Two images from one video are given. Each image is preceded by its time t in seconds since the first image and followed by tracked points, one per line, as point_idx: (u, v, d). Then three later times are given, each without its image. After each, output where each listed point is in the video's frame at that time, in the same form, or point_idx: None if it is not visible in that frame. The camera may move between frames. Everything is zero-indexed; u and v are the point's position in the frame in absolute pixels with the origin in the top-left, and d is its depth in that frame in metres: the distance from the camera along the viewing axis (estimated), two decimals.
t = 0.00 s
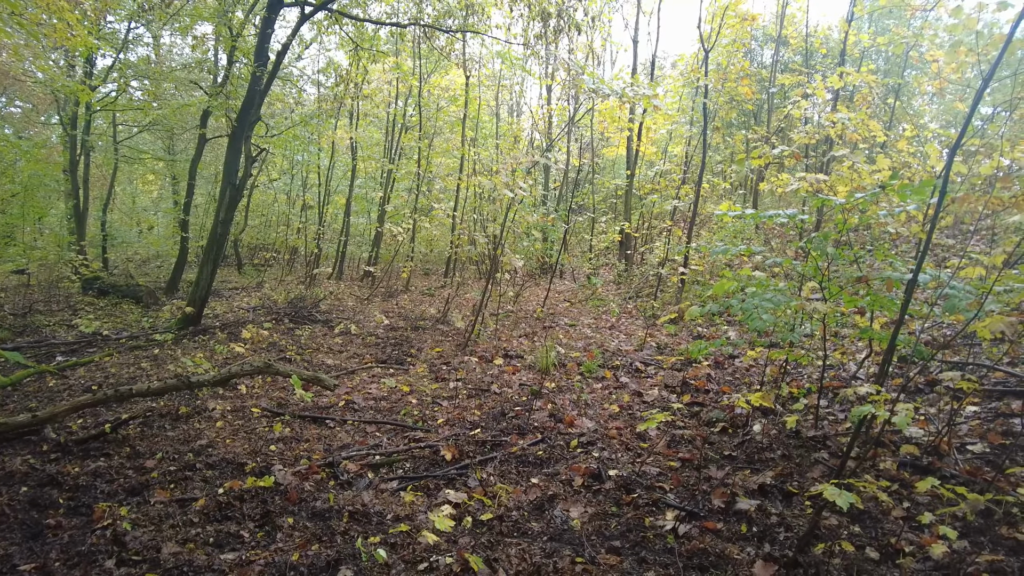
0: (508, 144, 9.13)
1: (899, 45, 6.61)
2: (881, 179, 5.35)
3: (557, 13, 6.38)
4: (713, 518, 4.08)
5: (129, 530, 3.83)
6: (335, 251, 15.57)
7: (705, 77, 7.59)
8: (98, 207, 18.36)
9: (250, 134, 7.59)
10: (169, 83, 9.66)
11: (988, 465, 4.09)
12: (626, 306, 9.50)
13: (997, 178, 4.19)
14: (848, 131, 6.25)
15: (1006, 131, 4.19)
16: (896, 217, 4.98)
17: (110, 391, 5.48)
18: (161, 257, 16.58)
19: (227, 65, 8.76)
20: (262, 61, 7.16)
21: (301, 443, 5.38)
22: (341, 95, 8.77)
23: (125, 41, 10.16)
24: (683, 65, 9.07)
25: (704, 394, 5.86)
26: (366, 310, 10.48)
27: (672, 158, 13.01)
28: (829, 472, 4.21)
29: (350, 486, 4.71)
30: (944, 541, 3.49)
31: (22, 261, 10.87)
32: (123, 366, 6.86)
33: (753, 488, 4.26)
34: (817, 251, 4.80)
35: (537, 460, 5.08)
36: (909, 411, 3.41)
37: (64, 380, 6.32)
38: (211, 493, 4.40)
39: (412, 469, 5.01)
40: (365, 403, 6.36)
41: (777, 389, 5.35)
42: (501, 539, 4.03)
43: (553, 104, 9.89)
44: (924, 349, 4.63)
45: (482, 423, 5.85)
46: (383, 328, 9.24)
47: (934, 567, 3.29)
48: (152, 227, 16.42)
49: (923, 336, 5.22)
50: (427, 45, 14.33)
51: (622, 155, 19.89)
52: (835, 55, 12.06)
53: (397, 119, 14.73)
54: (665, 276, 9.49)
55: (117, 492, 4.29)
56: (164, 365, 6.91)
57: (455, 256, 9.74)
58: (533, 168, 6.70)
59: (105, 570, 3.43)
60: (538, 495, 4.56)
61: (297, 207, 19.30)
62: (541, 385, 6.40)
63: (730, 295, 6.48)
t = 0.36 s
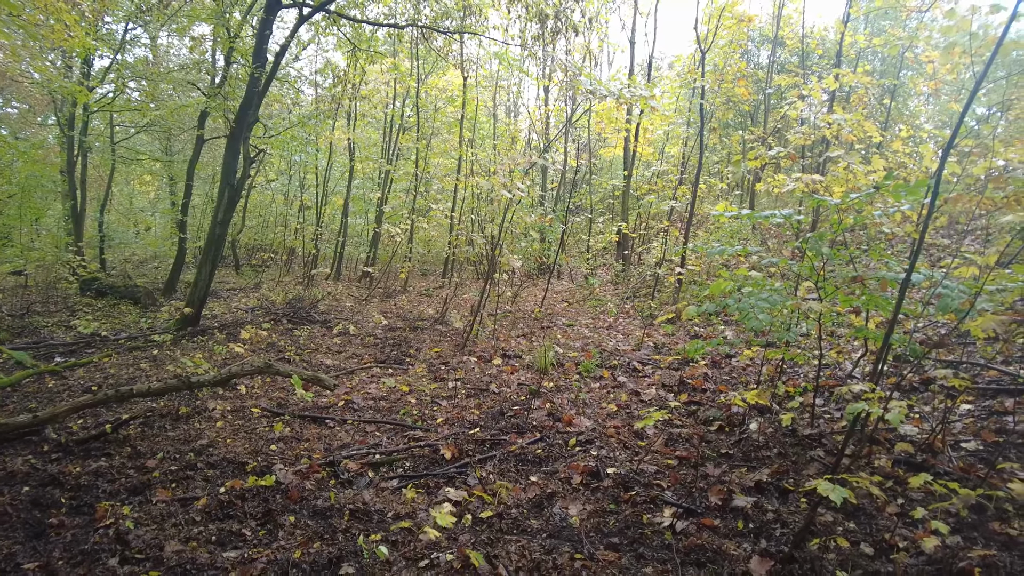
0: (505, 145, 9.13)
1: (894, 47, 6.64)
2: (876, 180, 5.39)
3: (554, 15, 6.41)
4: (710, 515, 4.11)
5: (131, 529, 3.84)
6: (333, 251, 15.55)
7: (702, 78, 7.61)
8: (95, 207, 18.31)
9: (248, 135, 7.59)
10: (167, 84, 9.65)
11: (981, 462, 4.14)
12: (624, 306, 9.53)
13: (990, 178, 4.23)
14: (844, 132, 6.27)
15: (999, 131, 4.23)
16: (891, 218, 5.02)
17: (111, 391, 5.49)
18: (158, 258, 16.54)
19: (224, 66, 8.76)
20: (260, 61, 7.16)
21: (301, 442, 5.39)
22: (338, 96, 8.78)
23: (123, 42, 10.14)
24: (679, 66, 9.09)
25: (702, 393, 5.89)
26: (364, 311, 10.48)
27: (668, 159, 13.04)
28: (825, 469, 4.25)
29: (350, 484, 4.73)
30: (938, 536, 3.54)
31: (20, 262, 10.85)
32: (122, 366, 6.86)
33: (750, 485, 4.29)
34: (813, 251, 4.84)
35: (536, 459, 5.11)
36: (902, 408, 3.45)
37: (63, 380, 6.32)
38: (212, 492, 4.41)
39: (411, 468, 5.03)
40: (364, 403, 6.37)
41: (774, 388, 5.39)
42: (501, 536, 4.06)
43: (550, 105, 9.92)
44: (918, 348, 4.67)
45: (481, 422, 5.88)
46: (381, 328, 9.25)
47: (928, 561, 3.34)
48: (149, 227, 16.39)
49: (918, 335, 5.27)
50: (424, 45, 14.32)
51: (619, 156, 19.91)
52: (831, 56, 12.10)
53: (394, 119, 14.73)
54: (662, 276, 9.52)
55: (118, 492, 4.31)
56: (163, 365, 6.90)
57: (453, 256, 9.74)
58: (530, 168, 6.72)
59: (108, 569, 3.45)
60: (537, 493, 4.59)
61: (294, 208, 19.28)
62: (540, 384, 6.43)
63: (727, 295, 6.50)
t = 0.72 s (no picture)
0: (502, 146, 9.16)
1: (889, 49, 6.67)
2: (870, 181, 5.44)
3: (551, 17, 6.45)
4: (704, 512, 4.16)
5: (130, 527, 3.87)
6: (330, 251, 15.54)
7: (698, 79, 7.65)
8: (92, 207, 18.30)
9: (246, 136, 7.61)
10: (164, 85, 9.65)
11: (971, 460, 4.21)
12: (620, 306, 9.56)
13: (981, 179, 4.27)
14: (839, 133, 6.31)
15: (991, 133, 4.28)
16: (884, 218, 5.06)
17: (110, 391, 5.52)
18: (156, 258, 16.53)
19: (222, 67, 8.77)
20: (257, 62, 7.17)
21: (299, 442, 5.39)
22: (335, 97, 8.79)
23: (120, 43, 10.14)
24: (676, 67, 9.11)
25: (697, 392, 5.92)
26: (361, 311, 10.48)
27: (665, 159, 13.06)
28: (817, 467, 4.30)
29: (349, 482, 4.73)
30: (928, 532, 3.60)
31: (17, 263, 10.85)
32: (120, 367, 6.88)
33: (744, 483, 4.33)
34: (806, 252, 4.89)
35: (532, 458, 5.14)
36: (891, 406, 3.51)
37: (62, 380, 6.34)
38: (210, 491, 4.42)
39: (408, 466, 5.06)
40: (361, 403, 6.39)
41: (768, 387, 5.43)
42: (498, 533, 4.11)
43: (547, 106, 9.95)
44: (911, 347, 4.72)
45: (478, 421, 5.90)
46: (378, 328, 9.26)
47: (917, 557, 3.40)
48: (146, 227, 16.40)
49: (910, 334, 5.33)
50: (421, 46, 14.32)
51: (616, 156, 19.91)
52: (826, 58, 12.14)
53: (391, 120, 14.73)
54: (658, 276, 9.56)
55: (117, 491, 4.35)
56: (161, 365, 6.92)
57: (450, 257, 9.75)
58: (528, 169, 6.75)
59: (108, 566, 3.47)
60: (533, 491, 4.63)
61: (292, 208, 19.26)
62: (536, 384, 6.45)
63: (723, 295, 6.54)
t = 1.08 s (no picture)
0: (496, 145, 9.15)
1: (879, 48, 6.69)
2: (860, 180, 5.47)
3: (544, 16, 6.46)
4: (696, 509, 4.19)
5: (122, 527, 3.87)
6: (324, 251, 15.49)
7: (691, 79, 7.66)
8: (84, 207, 18.19)
9: (238, 135, 7.57)
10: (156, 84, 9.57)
11: (962, 457, 4.26)
12: (614, 305, 9.56)
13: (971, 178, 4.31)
14: (829, 133, 6.36)
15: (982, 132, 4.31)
16: (875, 217, 5.10)
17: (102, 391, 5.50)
18: (148, 258, 16.43)
19: (214, 65, 8.71)
20: (250, 61, 7.13)
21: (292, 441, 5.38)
22: (329, 96, 8.77)
23: (111, 41, 10.05)
24: (668, 67, 9.11)
25: (689, 390, 5.93)
26: (354, 311, 10.45)
27: (658, 158, 13.09)
28: (808, 464, 4.34)
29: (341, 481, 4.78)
30: (919, 528, 3.65)
31: (8, 263, 10.77)
32: (111, 367, 6.84)
33: (735, 480, 4.37)
34: (797, 250, 4.93)
35: (525, 456, 5.16)
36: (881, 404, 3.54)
37: (53, 381, 6.31)
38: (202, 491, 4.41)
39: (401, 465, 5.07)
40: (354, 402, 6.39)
41: (759, 385, 5.47)
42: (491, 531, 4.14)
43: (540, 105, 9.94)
44: (902, 345, 4.76)
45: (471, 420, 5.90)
46: (371, 327, 9.24)
47: (906, 553, 3.45)
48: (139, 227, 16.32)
49: (901, 332, 5.37)
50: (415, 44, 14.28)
51: (610, 155, 19.93)
52: (819, 57, 12.18)
53: (386, 119, 14.70)
54: (651, 275, 9.58)
55: (108, 491, 4.35)
56: (153, 365, 6.89)
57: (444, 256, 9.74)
58: (521, 169, 6.74)
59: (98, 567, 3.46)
60: (526, 489, 4.65)
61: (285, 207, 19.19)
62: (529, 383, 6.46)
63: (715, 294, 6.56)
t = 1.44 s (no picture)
0: (493, 143, 9.08)
1: (879, 45, 6.63)
2: (860, 179, 5.44)
3: (541, 12, 6.39)
4: (697, 510, 4.15)
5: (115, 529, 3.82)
6: (320, 250, 15.39)
7: (689, 76, 7.60)
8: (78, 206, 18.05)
9: (233, 133, 7.49)
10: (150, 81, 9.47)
11: (963, 457, 4.23)
12: (612, 304, 9.51)
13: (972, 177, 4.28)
14: (829, 131, 6.32)
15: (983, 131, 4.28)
16: (875, 215, 5.06)
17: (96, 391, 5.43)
18: (143, 257, 16.32)
19: (209, 62, 8.63)
20: (245, 58, 7.06)
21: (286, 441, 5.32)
22: (324, 93, 8.70)
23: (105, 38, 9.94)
24: (666, 64, 9.04)
25: (688, 390, 5.88)
26: (350, 310, 10.38)
27: (656, 157, 13.02)
28: (809, 464, 4.31)
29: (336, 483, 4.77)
30: (919, 528, 3.63)
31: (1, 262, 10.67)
32: (105, 367, 6.76)
33: (736, 480, 4.33)
34: (797, 249, 4.91)
35: (524, 456, 5.10)
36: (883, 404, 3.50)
37: (46, 381, 6.24)
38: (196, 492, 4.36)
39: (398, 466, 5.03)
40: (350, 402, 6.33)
41: (759, 384, 5.43)
42: (489, 532, 4.12)
43: (538, 103, 9.85)
44: (903, 344, 4.72)
45: (468, 420, 5.84)
46: (368, 327, 9.16)
47: (908, 553, 3.43)
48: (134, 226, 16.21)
49: (901, 331, 5.34)
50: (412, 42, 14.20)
51: (608, 154, 19.86)
52: (818, 55, 12.13)
53: (382, 117, 14.61)
54: (649, 274, 9.53)
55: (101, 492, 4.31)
56: (147, 365, 6.82)
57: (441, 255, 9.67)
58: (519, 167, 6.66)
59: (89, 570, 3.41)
60: (524, 490, 4.61)
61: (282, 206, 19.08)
62: (527, 383, 6.41)
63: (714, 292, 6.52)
